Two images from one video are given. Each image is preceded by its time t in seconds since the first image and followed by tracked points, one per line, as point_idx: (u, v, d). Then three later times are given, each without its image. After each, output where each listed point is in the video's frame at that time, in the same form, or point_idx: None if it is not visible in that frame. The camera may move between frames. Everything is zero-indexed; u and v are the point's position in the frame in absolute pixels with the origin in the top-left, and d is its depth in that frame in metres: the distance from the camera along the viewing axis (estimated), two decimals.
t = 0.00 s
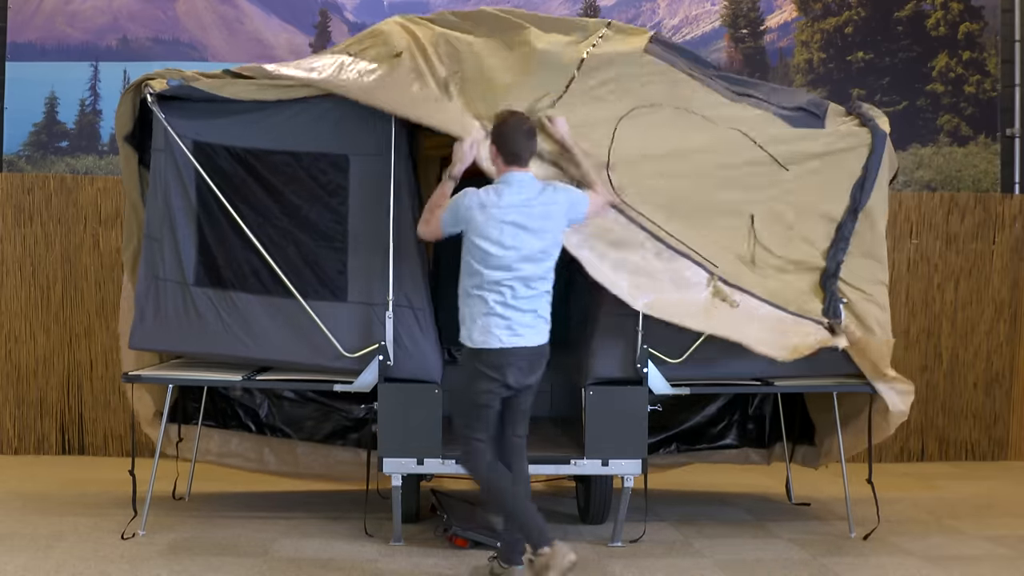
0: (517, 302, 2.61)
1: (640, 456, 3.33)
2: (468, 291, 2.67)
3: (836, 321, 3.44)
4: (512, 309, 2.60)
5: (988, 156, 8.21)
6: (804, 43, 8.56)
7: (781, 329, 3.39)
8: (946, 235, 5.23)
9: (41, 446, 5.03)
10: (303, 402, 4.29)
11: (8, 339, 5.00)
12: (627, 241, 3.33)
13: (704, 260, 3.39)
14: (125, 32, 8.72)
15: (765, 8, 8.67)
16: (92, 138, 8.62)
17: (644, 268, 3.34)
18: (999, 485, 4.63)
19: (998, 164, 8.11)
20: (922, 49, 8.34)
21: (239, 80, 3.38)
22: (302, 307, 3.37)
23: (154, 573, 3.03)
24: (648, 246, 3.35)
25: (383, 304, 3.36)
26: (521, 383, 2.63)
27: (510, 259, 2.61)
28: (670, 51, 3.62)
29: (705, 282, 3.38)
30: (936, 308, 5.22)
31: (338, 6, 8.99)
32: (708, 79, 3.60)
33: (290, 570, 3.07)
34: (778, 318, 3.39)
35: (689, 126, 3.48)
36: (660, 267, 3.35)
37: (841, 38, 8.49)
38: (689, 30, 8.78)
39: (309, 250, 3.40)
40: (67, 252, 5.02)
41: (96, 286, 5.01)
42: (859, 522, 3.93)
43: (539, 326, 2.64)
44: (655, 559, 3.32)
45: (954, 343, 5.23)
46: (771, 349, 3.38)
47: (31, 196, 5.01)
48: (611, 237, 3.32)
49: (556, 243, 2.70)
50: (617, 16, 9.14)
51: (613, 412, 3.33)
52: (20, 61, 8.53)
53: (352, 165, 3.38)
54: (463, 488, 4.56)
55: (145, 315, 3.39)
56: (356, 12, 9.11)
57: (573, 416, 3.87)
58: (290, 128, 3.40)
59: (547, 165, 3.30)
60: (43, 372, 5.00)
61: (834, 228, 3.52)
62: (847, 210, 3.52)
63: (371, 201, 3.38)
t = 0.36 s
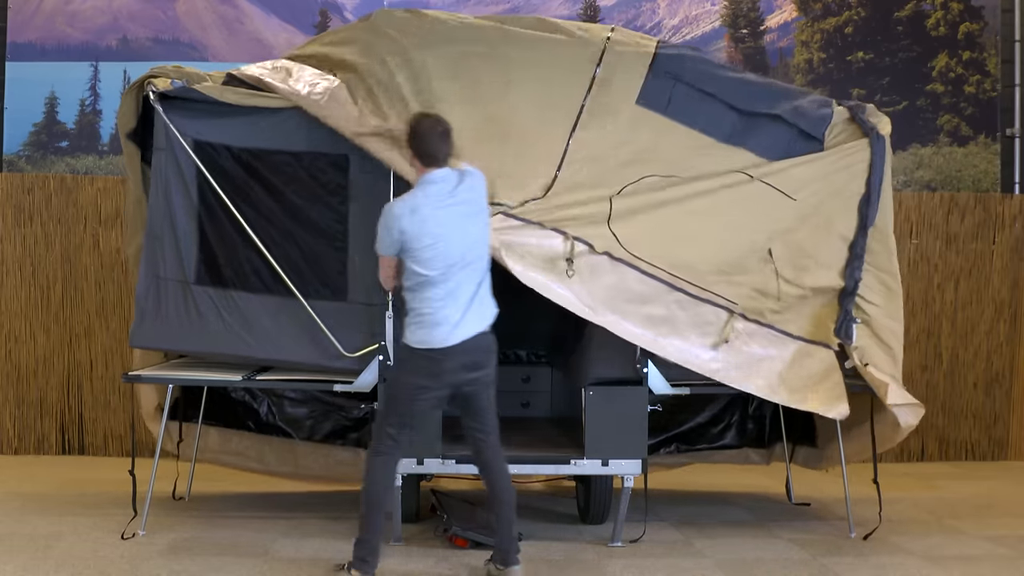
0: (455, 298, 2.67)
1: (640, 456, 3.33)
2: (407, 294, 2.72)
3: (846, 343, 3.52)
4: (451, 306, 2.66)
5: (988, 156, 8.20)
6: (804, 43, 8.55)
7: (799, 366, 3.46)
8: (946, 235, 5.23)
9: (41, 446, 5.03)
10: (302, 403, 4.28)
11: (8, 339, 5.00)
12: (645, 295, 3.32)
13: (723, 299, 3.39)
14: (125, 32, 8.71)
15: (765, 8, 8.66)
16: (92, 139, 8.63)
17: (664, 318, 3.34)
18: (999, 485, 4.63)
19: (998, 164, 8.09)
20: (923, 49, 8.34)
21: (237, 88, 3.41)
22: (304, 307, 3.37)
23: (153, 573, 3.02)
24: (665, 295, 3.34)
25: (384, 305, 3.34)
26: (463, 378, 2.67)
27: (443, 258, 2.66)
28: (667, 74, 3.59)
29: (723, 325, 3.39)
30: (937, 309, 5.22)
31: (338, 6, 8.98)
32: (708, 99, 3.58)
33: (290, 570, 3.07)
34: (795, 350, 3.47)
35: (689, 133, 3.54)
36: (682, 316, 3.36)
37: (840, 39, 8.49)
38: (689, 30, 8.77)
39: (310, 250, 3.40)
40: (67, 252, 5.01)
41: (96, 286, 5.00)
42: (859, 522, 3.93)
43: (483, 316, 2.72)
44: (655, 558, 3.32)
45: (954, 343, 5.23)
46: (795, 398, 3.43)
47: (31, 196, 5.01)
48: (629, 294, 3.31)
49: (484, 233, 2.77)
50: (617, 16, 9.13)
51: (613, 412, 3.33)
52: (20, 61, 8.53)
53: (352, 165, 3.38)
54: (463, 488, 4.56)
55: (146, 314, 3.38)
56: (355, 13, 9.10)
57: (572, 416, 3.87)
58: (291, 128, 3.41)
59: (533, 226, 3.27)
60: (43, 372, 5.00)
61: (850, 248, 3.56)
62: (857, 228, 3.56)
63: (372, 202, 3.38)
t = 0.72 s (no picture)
0: (365, 293, 2.64)
1: (639, 456, 3.33)
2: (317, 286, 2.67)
3: (870, 347, 3.54)
4: (360, 300, 2.63)
5: (989, 156, 8.19)
6: (804, 43, 8.55)
7: (829, 381, 3.43)
8: (946, 235, 5.23)
9: (41, 446, 5.03)
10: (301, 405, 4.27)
11: (8, 339, 5.00)
12: (660, 324, 3.31)
13: (745, 324, 3.40)
14: (125, 32, 8.70)
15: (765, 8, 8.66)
16: (92, 138, 8.62)
17: (683, 344, 3.33)
18: (999, 485, 4.63)
19: (998, 164, 8.08)
20: (922, 49, 8.33)
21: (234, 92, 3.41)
22: (303, 308, 3.37)
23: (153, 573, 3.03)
24: (682, 321, 3.33)
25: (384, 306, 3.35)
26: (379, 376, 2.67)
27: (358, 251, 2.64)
28: (657, 93, 3.51)
29: (747, 348, 3.39)
30: (937, 309, 5.23)
31: (338, 6, 8.97)
32: (700, 117, 3.54)
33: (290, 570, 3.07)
34: (821, 368, 3.45)
35: (687, 137, 3.53)
36: (701, 342, 3.35)
37: (840, 38, 8.48)
38: (689, 30, 8.77)
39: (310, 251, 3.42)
40: (67, 252, 5.01)
41: (96, 286, 5.00)
42: (859, 522, 3.93)
43: (393, 316, 2.69)
44: (655, 559, 3.32)
45: (954, 343, 5.23)
46: (829, 410, 3.39)
47: (31, 196, 5.01)
48: (645, 324, 3.29)
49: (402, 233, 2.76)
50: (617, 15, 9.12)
51: (613, 412, 3.34)
52: (20, 61, 8.52)
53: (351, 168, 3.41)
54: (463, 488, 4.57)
55: (146, 316, 3.36)
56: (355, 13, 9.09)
57: (572, 416, 3.87)
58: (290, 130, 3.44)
59: (532, 259, 3.29)
60: (43, 372, 5.00)
61: (852, 254, 3.60)
62: (859, 234, 3.60)
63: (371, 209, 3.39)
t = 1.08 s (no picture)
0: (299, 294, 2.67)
1: (640, 456, 3.33)
2: (256, 287, 2.70)
3: (881, 346, 3.53)
4: (290, 301, 2.65)
5: (989, 156, 8.18)
6: (804, 43, 8.55)
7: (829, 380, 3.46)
8: (946, 235, 5.23)
9: (41, 446, 5.03)
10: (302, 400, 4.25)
11: (8, 339, 5.00)
12: (652, 329, 3.43)
13: (737, 325, 3.48)
14: (125, 32, 8.69)
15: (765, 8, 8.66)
16: (93, 139, 8.62)
17: (676, 346, 3.44)
18: (1000, 484, 4.63)
19: (998, 164, 8.06)
20: (922, 49, 8.33)
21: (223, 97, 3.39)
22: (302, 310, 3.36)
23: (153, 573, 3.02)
24: (674, 327, 3.45)
25: (383, 307, 3.35)
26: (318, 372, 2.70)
27: (296, 253, 2.66)
28: (662, 100, 3.48)
29: (739, 349, 3.48)
30: (936, 308, 5.23)
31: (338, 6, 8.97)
32: (705, 123, 3.50)
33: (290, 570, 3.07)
34: (821, 365, 3.50)
35: (696, 139, 3.50)
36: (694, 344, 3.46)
37: (841, 38, 8.48)
38: (689, 30, 8.78)
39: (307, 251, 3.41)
40: (67, 252, 5.01)
41: (96, 286, 5.00)
42: (859, 522, 3.93)
43: (330, 318, 2.71)
44: (655, 558, 3.31)
45: (954, 343, 5.23)
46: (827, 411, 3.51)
47: (31, 196, 5.01)
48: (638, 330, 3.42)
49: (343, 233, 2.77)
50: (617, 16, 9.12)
51: (613, 412, 3.34)
52: (20, 61, 8.51)
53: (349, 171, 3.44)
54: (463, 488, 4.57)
55: (145, 319, 3.34)
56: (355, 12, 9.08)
57: (572, 416, 3.87)
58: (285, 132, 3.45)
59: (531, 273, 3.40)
60: (43, 372, 4.99)
61: (856, 254, 3.60)
62: (862, 233, 3.59)
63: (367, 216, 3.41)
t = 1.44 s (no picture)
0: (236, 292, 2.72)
1: (640, 456, 3.33)
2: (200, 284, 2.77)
3: (883, 349, 3.53)
4: (225, 298, 2.71)
5: (989, 156, 8.17)
6: (804, 43, 8.55)
7: (839, 397, 3.45)
8: (946, 235, 5.23)
9: (41, 445, 5.03)
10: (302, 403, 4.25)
11: (8, 339, 5.00)
12: (671, 347, 3.34)
13: (747, 334, 3.43)
14: (125, 32, 8.69)
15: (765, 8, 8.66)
16: (93, 138, 8.62)
17: (694, 362, 3.37)
18: (1000, 484, 4.63)
19: (998, 164, 8.05)
20: (923, 49, 8.33)
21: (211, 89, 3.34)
22: (302, 312, 3.36)
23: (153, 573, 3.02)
24: (692, 344, 3.36)
25: (384, 307, 3.35)
26: (250, 370, 2.74)
27: (231, 249, 2.72)
28: (661, 121, 3.48)
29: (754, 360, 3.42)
30: (936, 308, 5.23)
31: (338, 6, 8.97)
32: (707, 137, 3.51)
33: (291, 570, 3.07)
34: (831, 370, 3.48)
35: (698, 157, 3.51)
36: (711, 356, 3.37)
37: (840, 38, 8.49)
38: (689, 30, 8.78)
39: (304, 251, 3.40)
40: (68, 252, 5.01)
41: (96, 286, 5.00)
42: (859, 522, 3.93)
43: (265, 314, 2.74)
44: (655, 559, 3.31)
45: (954, 343, 5.23)
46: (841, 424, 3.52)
47: (31, 196, 5.01)
48: (657, 350, 3.33)
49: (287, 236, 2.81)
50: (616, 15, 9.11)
51: (613, 413, 3.34)
52: (20, 61, 8.51)
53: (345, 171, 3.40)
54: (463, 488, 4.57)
55: (146, 324, 3.35)
56: (355, 12, 9.08)
57: (572, 416, 3.87)
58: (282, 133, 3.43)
59: (545, 294, 3.28)
60: (43, 372, 5.00)
61: (862, 256, 3.57)
62: (866, 235, 3.58)
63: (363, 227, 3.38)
